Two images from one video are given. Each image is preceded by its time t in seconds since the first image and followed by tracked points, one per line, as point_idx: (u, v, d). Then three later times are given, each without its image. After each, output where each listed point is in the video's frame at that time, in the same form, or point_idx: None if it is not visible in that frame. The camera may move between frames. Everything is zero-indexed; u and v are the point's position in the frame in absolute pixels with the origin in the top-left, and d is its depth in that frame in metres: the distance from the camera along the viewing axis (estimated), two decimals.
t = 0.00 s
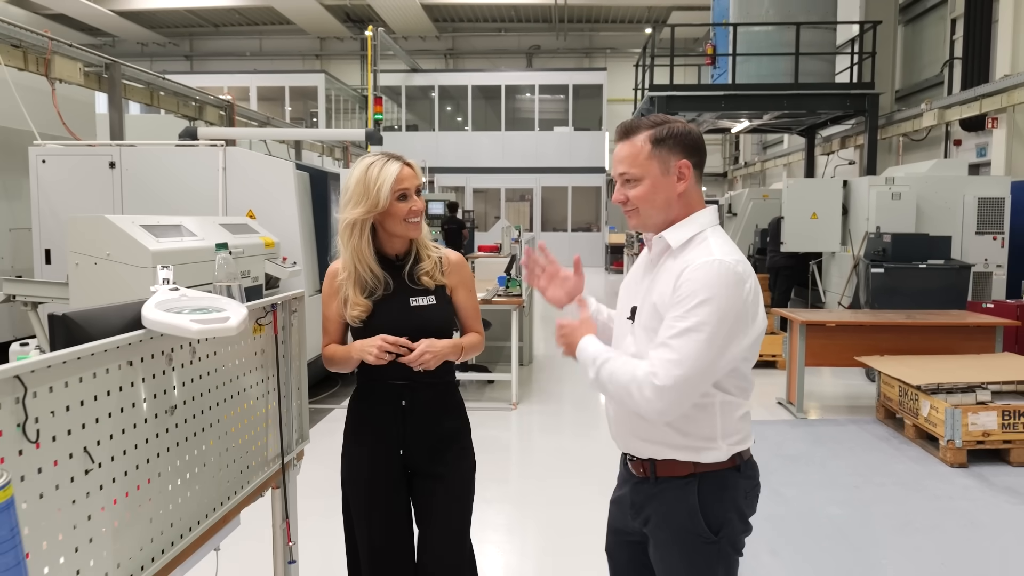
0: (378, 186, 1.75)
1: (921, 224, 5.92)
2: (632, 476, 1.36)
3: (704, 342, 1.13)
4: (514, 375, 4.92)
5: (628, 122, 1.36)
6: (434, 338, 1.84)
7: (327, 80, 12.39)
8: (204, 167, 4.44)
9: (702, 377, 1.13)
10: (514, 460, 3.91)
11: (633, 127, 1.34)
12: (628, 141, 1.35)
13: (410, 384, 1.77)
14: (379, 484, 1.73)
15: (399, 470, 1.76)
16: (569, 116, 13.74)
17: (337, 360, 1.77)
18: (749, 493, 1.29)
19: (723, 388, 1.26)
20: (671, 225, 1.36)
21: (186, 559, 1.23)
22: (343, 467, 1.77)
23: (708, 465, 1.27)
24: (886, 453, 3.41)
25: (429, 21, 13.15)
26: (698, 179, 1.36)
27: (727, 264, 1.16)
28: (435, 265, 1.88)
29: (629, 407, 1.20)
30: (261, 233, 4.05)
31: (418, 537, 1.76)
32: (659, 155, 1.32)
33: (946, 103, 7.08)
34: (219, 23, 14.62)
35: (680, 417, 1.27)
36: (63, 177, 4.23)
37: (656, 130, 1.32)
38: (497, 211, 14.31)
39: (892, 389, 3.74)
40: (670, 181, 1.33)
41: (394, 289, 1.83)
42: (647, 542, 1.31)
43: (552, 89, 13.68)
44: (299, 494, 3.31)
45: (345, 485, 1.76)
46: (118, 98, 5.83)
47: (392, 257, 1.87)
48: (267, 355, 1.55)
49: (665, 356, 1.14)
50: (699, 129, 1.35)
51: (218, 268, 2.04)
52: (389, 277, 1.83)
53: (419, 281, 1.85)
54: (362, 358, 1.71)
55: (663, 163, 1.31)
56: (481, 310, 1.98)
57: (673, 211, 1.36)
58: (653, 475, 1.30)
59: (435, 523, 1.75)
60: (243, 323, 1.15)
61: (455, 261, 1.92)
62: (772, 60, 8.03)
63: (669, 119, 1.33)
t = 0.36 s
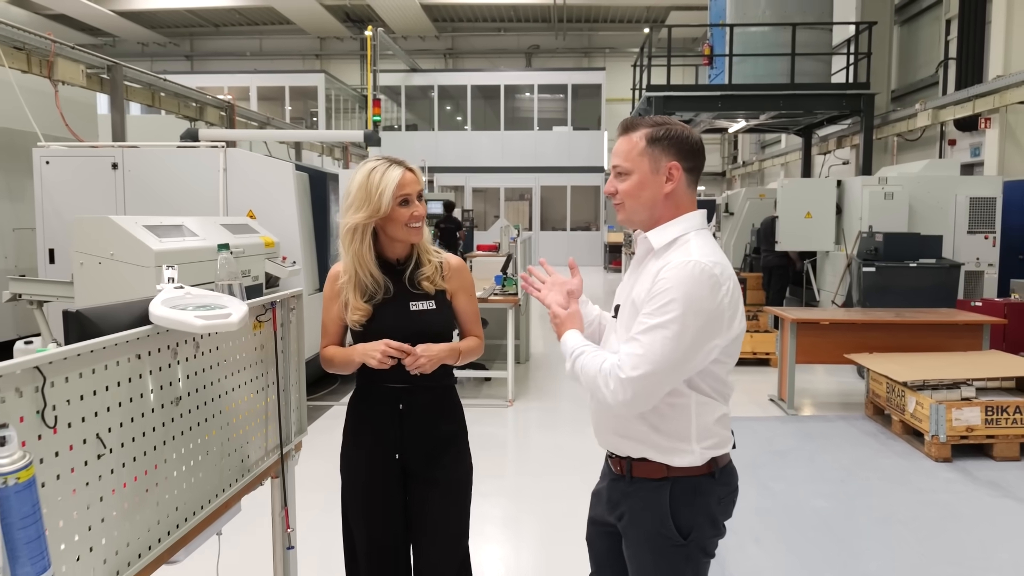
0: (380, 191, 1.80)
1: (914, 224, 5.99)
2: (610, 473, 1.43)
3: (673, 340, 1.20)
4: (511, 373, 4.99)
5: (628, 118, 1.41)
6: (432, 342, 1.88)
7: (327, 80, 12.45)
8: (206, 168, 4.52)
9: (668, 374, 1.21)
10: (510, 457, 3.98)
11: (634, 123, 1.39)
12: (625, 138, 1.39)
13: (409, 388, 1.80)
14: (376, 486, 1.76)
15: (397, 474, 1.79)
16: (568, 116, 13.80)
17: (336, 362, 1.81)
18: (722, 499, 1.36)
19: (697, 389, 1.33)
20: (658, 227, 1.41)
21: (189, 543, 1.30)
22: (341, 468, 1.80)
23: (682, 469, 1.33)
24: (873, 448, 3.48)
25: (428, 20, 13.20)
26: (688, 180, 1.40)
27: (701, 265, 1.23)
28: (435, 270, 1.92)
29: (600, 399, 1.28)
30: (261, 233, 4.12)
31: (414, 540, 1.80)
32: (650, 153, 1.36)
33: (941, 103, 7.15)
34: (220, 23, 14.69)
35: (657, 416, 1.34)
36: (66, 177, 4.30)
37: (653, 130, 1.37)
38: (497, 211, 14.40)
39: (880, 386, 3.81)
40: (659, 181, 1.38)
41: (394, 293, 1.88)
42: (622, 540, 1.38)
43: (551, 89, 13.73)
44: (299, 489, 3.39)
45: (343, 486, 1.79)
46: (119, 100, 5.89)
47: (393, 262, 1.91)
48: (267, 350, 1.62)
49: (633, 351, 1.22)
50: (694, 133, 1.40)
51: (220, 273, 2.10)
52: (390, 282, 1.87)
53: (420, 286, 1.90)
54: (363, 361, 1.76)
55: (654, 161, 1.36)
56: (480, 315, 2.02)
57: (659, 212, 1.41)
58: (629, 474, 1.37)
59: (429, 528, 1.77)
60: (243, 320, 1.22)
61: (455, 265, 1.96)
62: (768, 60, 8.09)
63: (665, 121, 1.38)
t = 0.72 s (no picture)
0: (400, 186, 1.80)
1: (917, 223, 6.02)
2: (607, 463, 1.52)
3: (645, 346, 1.26)
4: (516, 370, 5.06)
5: (628, 121, 1.46)
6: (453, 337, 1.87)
7: (335, 80, 12.55)
8: (217, 168, 4.60)
9: (639, 377, 1.27)
10: (515, 453, 4.05)
11: (632, 125, 1.44)
12: (627, 137, 1.44)
13: (432, 386, 1.80)
14: (399, 483, 1.76)
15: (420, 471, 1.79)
16: (575, 115, 13.85)
17: (358, 359, 1.81)
18: (707, 492, 1.41)
19: (677, 391, 1.38)
20: (651, 229, 1.45)
21: (204, 526, 1.38)
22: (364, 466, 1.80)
23: (664, 464, 1.40)
24: (871, 444, 3.54)
25: (436, 20, 13.27)
26: (683, 182, 1.44)
27: (677, 273, 1.27)
28: (455, 266, 1.91)
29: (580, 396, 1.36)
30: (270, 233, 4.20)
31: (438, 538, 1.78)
32: (645, 155, 1.41)
33: (946, 103, 7.18)
34: (229, 23, 14.81)
35: (639, 414, 1.39)
36: (80, 176, 4.42)
37: (651, 132, 1.41)
38: (504, 210, 14.42)
39: (880, 383, 3.86)
40: (652, 182, 1.42)
41: (416, 287, 1.88)
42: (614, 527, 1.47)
43: (559, 88, 13.77)
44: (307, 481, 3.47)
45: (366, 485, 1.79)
46: (131, 101, 5.98)
47: (413, 257, 1.91)
48: (280, 344, 1.70)
49: (608, 353, 1.28)
50: (693, 137, 1.43)
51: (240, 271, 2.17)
52: (411, 276, 1.88)
53: (440, 280, 1.90)
54: (382, 355, 1.76)
55: (648, 163, 1.41)
56: (503, 311, 1.98)
57: (652, 213, 1.44)
58: (619, 466, 1.45)
59: (453, 527, 1.77)
60: (258, 315, 1.30)
61: (476, 261, 1.94)
62: (774, 60, 8.11)
63: (664, 125, 1.42)
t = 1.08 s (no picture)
0: (432, 188, 1.77)
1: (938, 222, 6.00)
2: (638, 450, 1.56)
3: (676, 346, 1.30)
4: (534, 367, 5.13)
5: (666, 127, 1.49)
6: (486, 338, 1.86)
7: (356, 80, 12.70)
8: (242, 169, 4.72)
9: (671, 378, 1.32)
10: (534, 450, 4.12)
11: (672, 131, 1.47)
12: (665, 144, 1.47)
13: (468, 386, 1.78)
14: (433, 485, 1.75)
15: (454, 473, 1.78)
16: (595, 114, 13.88)
17: (392, 366, 1.77)
18: (726, 486, 1.42)
19: (702, 392, 1.40)
20: (685, 231, 1.48)
21: (233, 512, 1.45)
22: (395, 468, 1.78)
23: (685, 454, 1.42)
24: (887, 442, 3.55)
25: (456, 20, 13.37)
26: (718, 188, 1.46)
27: (704, 276, 1.32)
28: (485, 266, 1.90)
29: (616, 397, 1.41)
30: (294, 232, 4.31)
31: (467, 540, 1.77)
32: (683, 161, 1.44)
33: (968, 102, 7.14)
34: (252, 25, 15.05)
35: (667, 411, 1.42)
36: (111, 179, 4.57)
37: (690, 139, 1.44)
38: (524, 209, 14.50)
39: (896, 382, 3.87)
40: (689, 189, 1.45)
41: (448, 289, 1.86)
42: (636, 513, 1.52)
43: (579, 87, 13.80)
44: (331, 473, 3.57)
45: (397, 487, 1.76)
46: (159, 103, 6.13)
47: (442, 260, 1.88)
48: (305, 339, 1.78)
49: (641, 355, 1.33)
50: (729, 144, 1.46)
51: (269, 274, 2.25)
52: (442, 278, 1.86)
53: (471, 281, 1.88)
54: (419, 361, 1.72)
55: (685, 170, 1.44)
56: (533, 310, 1.98)
57: (687, 217, 1.48)
58: (646, 454, 1.49)
59: (484, 529, 1.76)
60: (287, 310, 1.38)
61: (504, 261, 1.94)
62: (794, 58, 8.08)
63: (701, 132, 1.45)
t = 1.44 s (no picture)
0: (458, 186, 1.69)
1: (944, 223, 6.04)
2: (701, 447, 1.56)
3: (771, 342, 1.34)
4: (541, 366, 5.20)
5: (714, 136, 1.55)
6: (497, 342, 1.81)
7: (365, 80, 12.79)
8: (256, 170, 4.79)
9: (770, 372, 1.35)
10: (541, 447, 4.18)
11: (720, 139, 1.54)
12: (714, 153, 1.53)
13: (476, 389, 1.70)
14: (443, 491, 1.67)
15: (462, 478, 1.70)
16: (603, 114, 13.93)
17: (404, 369, 1.63)
18: (795, 480, 1.44)
19: (782, 386, 1.42)
20: (742, 234, 1.52)
21: (258, 500, 1.52)
22: (397, 476, 1.67)
23: (760, 447, 1.43)
24: (890, 439, 3.60)
25: (464, 20, 13.43)
26: (768, 192, 1.51)
27: (785, 271, 1.36)
28: (490, 270, 1.85)
29: (706, 402, 1.41)
30: (306, 231, 4.37)
31: (475, 540, 1.73)
32: (734, 167, 1.50)
33: (975, 102, 7.17)
34: (262, 25, 15.17)
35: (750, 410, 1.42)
36: (127, 179, 4.67)
37: (738, 146, 1.50)
38: (531, 208, 14.57)
39: (900, 380, 3.92)
40: (740, 193, 1.51)
41: (458, 291, 1.77)
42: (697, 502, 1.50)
43: (586, 87, 13.85)
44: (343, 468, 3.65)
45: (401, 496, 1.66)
46: (171, 104, 6.21)
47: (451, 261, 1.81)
48: (324, 336, 1.85)
49: (738, 355, 1.35)
50: (777, 151, 1.52)
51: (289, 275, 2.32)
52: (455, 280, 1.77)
53: (478, 284, 1.81)
54: (443, 365, 1.61)
55: (736, 174, 1.50)
56: (520, 313, 1.98)
57: (741, 221, 1.52)
58: (715, 448, 1.49)
59: (492, 530, 1.71)
60: (309, 306, 1.45)
61: (503, 265, 1.91)
62: (802, 59, 8.10)
63: (750, 140, 1.52)
